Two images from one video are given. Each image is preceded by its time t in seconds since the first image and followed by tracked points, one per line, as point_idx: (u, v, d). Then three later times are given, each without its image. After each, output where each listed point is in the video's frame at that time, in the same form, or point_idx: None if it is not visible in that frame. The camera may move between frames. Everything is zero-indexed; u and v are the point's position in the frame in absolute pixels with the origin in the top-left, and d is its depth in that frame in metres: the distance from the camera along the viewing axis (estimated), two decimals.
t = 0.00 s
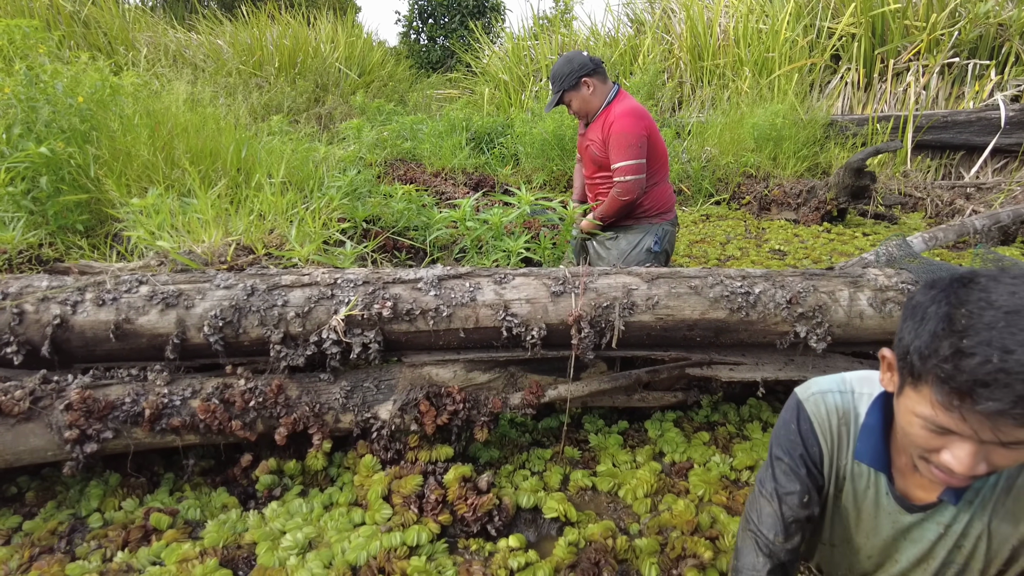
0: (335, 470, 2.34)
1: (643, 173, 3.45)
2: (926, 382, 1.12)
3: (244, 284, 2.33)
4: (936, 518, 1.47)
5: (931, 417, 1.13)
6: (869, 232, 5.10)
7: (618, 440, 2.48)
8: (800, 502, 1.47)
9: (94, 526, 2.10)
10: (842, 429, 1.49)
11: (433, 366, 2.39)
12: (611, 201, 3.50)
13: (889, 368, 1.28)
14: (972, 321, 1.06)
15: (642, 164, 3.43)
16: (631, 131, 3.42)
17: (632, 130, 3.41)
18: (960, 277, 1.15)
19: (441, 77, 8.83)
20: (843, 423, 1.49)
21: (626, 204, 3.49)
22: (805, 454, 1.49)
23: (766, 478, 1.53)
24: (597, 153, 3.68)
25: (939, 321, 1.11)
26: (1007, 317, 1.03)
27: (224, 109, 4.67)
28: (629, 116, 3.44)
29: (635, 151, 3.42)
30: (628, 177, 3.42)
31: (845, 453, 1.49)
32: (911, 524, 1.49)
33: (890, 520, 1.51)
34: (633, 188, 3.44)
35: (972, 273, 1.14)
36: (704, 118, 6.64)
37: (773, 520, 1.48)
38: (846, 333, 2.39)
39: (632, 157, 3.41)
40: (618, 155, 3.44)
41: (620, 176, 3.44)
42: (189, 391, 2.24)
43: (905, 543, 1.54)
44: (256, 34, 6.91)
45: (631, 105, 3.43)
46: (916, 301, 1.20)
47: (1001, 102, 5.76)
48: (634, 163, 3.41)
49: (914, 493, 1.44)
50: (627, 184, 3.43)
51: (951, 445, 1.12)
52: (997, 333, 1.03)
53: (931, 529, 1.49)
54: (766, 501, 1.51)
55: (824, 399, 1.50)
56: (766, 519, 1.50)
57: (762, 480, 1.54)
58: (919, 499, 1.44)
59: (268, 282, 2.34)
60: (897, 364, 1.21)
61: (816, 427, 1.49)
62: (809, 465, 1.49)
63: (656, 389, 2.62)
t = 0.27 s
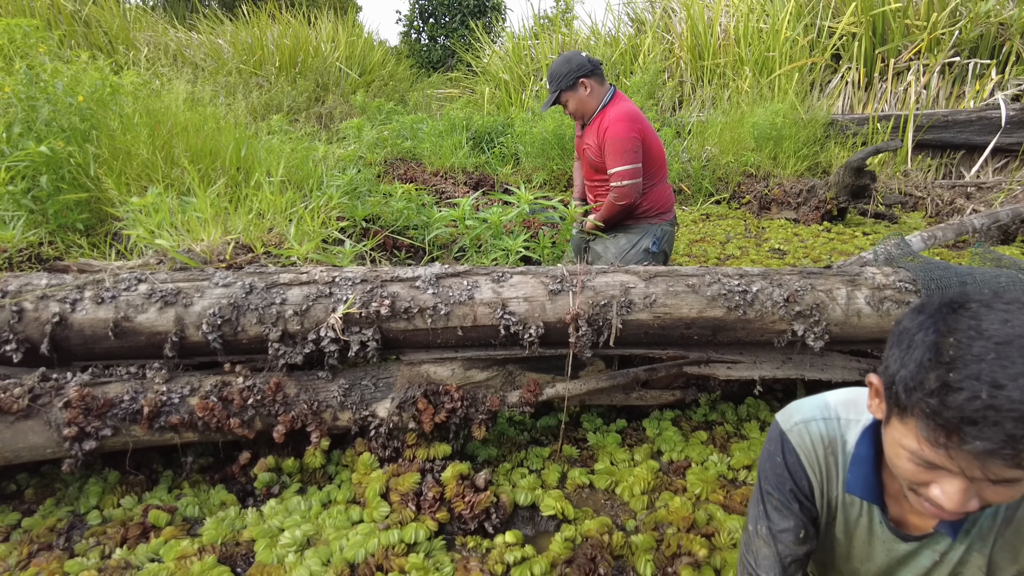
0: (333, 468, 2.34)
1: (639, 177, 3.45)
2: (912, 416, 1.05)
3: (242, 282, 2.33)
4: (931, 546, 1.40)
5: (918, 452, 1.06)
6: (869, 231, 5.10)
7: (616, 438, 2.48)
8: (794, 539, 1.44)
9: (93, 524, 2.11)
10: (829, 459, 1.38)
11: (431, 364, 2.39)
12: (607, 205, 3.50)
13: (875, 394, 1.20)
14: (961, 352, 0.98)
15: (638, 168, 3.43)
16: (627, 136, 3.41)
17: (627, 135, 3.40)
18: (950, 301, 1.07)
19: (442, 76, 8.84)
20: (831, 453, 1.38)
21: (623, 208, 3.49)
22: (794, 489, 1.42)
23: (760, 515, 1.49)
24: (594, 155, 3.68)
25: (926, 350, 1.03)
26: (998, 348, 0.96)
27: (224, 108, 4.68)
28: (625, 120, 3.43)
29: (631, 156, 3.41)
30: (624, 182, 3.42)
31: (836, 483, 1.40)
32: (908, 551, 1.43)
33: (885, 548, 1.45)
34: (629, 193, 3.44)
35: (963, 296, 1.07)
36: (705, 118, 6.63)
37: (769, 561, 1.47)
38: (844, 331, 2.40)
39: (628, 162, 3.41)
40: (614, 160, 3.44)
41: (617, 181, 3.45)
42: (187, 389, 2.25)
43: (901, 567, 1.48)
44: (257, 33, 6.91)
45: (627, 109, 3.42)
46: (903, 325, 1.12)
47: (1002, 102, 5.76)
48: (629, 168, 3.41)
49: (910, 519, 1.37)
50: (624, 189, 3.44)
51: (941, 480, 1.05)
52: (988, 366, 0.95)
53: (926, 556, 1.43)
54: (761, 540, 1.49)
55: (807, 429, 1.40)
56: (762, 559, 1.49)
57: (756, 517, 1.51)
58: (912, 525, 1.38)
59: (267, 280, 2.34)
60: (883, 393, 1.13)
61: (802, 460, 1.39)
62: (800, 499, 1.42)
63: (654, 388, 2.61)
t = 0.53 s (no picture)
0: (330, 467, 2.34)
1: (628, 178, 3.46)
2: (904, 443, 1.03)
3: (240, 281, 2.34)
4: (925, 564, 1.40)
5: (912, 479, 1.04)
6: (868, 230, 5.10)
7: (614, 437, 2.48)
8: (785, 568, 1.44)
9: (90, 522, 2.11)
10: (816, 486, 1.37)
11: (429, 364, 2.39)
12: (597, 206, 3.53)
13: (862, 419, 1.19)
14: (952, 377, 0.97)
15: (626, 169, 3.43)
16: (616, 137, 3.41)
17: (616, 136, 3.41)
18: (937, 323, 1.06)
19: (442, 75, 8.85)
20: (817, 480, 1.36)
21: (612, 209, 3.52)
22: (781, 518, 1.41)
23: (750, 545, 1.49)
24: (587, 156, 3.69)
25: (916, 375, 1.02)
26: (989, 372, 0.95)
27: (224, 108, 4.69)
28: (615, 122, 3.43)
29: (619, 157, 3.42)
30: (613, 183, 3.44)
31: (824, 509, 1.39)
32: (902, 570, 1.42)
33: (879, 568, 1.44)
34: (618, 194, 3.46)
35: (950, 317, 1.06)
36: (705, 117, 6.63)
37: None
38: (841, 331, 2.40)
39: (616, 163, 3.42)
40: (603, 161, 3.45)
41: (606, 182, 3.47)
42: (185, 388, 2.25)
43: None
44: (257, 32, 6.92)
45: (618, 111, 3.42)
46: (891, 349, 1.11)
47: (1002, 101, 5.76)
48: (618, 169, 3.42)
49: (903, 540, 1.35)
50: (612, 190, 3.46)
51: (936, 507, 1.04)
52: (980, 392, 0.94)
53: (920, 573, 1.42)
54: (753, 569, 1.49)
55: (793, 457, 1.37)
56: None
57: (746, 546, 1.51)
58: (905, 546, 1.36)
59: (264, 279, 2.35)
60: (873, 419, 1.12)
61: (789, 490, 1.38)
62: (789, 527, 1.42)
63: (652, 387, 2.61)
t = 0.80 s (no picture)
0: (330, 464, 2.33)
1: (626, 177, 3.45)
2: (900, 450, 1.03)
3: (239, 278, 2.33)
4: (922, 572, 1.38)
5: (909, 487, 1.03)
6: (869, 230, 5.10)
7: (614, 435, 2.47)
8: (778, 572, 1.44)
9: (89, 519, 2.11)
10: (809, 491, 1.36)
11: (428, 361, 2.39)
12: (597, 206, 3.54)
13: (857, 427, 1.18)
14: (948, 382, 0.96)
15: (624, 168, 3.43)
16: (611, 137, 3.41)
17: (611, 137, 3.40)
18: (931, 327, 1.06)
19: (443, 75, 8.85)
20: (810, 485, 1.35)
21: (612, 208, 3.52)
22: (774, 523, 1.41)
23: (744, 548, 1.50)
24: (584, 156, 3.69)
25: (911, 382, 1.01)
26: (986, 376, 0.94)
27: (225, 106, 4.68)
28: (610, 122, 3.42)
29: (616, 157, 3.41)
30: (611, 183, 3.44)
31: (818, 514, 1.38)
32: None
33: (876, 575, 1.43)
34: (617, 193, 3.46)
35: (944, 322, 1.05)
36: (705, 116, 6.62)
37: None
38: (841, 329, 2.39)
39: (613, 163, 3.41)
40: (600, 162, 3.45)
41: (604, 182, 3.47)
42: (184, 385, 2.25)
43: None
44: (259, 31, 6.92)
45: (612, 111, 3.41)
46: (885, 355, 1.10)
47: (1004, 100, 5.75)
48: (615, 169, 3.41)
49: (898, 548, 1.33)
50: (611, 190, 3.46)
51: (933, 514, 1.03)
52: (976, 397, 0.93)
53: None
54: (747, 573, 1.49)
55: (786, 462, 1.36)
56: None
57: (740, 549, 1.51)
58: (898, 553, 1.34)
59: (263, 277, 2.34)
60: (868, 426, 1.11)
61: (781, 495, 1.37)
62: (783, 532, 1.42)
63: (652, 385, 2.61)
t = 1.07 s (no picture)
0: (331, 465, 2.34)
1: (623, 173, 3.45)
2: (890, 458, 1.03)
3: (241, 280, 2.34)
4: None
5: (897, 498, 1.04)
6: (871, 230, 5.10)
7: (614, 436, 2.48)
8: None
9: (92, 520, 2.12)
10: (807, 506, 1.36)
11: (429, 362, 2.40)
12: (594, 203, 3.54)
13: (855, 437, 1.19)
14: (940, 393, 0.97)
15: (620, 165, 3.43)
16: (608, 135, 3.41)
17: (608, 134, 3.41)
18: (934, 342, 1.06)
19: (444, 74, 8.85)
20: (810, 501, 1.35)
21: (608, 206, 3.52)
22: (771, 535, 1.41)
23: (739, 557, 1.50)
24: (582, 154, 3.69)
25: (905, 391, 1.01)
26: (979, 391, 0.94)
27: (226, 106, 4.69)
28: (606, 119, 3.42)
29: (611, 154, 3.41)
30: (606, 179, 3.44)
31: (815, 529, 1.38)
32: None
33: None
34: (613, 190, 3.45)
35: (946, 337, 1.06)
36: (706, 117, 6.62)
37: None
38: (842, 331, 2.39)
39: (610, 160, 3.42)
40: (597, 159, 3.46)
41: (600, 179, 3.47)
42: (186, 386, 2.25)
43: None
44: (260, 31, 6.94)
45: (609, 108, 3.41)
46: (886, 364, 1.11)
47: (1005, 101, 5.76)
48: (611, 166, 3.42)
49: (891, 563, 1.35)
50: (606, 187, 3.46)
51: (920, 529, 1.03)
52: (967, 409, 0.93)
53: None
54: None
55: (786, 476, 1.36)
56: None
57: (734, 558, 1.52)
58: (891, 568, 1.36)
59: (265, 278, 2.35)
60: (863, 436, 1.12)
61: (779, 508, 1.37)
62: (779, 545, 1.42)
63: (653, 387, 2.61)
